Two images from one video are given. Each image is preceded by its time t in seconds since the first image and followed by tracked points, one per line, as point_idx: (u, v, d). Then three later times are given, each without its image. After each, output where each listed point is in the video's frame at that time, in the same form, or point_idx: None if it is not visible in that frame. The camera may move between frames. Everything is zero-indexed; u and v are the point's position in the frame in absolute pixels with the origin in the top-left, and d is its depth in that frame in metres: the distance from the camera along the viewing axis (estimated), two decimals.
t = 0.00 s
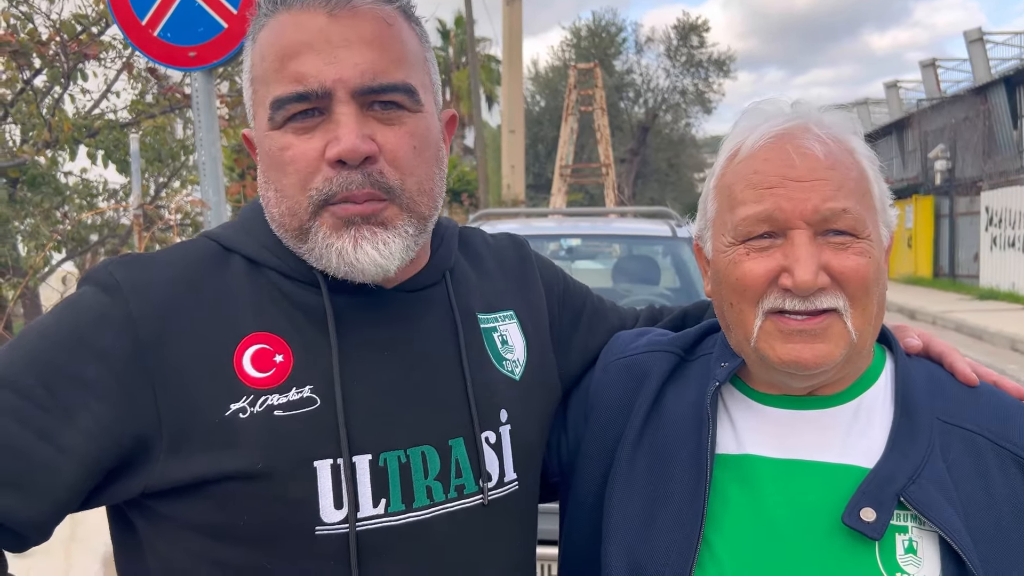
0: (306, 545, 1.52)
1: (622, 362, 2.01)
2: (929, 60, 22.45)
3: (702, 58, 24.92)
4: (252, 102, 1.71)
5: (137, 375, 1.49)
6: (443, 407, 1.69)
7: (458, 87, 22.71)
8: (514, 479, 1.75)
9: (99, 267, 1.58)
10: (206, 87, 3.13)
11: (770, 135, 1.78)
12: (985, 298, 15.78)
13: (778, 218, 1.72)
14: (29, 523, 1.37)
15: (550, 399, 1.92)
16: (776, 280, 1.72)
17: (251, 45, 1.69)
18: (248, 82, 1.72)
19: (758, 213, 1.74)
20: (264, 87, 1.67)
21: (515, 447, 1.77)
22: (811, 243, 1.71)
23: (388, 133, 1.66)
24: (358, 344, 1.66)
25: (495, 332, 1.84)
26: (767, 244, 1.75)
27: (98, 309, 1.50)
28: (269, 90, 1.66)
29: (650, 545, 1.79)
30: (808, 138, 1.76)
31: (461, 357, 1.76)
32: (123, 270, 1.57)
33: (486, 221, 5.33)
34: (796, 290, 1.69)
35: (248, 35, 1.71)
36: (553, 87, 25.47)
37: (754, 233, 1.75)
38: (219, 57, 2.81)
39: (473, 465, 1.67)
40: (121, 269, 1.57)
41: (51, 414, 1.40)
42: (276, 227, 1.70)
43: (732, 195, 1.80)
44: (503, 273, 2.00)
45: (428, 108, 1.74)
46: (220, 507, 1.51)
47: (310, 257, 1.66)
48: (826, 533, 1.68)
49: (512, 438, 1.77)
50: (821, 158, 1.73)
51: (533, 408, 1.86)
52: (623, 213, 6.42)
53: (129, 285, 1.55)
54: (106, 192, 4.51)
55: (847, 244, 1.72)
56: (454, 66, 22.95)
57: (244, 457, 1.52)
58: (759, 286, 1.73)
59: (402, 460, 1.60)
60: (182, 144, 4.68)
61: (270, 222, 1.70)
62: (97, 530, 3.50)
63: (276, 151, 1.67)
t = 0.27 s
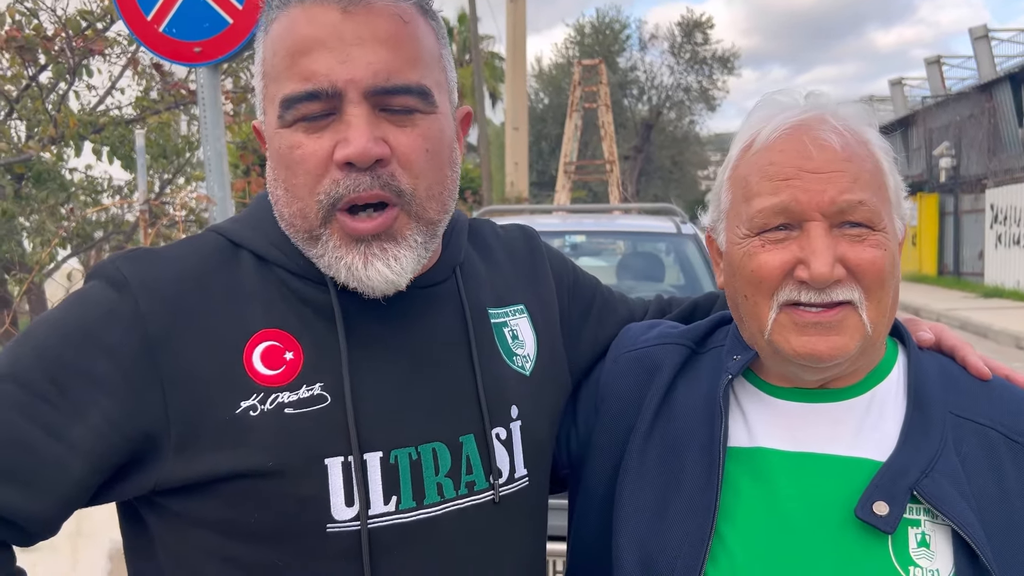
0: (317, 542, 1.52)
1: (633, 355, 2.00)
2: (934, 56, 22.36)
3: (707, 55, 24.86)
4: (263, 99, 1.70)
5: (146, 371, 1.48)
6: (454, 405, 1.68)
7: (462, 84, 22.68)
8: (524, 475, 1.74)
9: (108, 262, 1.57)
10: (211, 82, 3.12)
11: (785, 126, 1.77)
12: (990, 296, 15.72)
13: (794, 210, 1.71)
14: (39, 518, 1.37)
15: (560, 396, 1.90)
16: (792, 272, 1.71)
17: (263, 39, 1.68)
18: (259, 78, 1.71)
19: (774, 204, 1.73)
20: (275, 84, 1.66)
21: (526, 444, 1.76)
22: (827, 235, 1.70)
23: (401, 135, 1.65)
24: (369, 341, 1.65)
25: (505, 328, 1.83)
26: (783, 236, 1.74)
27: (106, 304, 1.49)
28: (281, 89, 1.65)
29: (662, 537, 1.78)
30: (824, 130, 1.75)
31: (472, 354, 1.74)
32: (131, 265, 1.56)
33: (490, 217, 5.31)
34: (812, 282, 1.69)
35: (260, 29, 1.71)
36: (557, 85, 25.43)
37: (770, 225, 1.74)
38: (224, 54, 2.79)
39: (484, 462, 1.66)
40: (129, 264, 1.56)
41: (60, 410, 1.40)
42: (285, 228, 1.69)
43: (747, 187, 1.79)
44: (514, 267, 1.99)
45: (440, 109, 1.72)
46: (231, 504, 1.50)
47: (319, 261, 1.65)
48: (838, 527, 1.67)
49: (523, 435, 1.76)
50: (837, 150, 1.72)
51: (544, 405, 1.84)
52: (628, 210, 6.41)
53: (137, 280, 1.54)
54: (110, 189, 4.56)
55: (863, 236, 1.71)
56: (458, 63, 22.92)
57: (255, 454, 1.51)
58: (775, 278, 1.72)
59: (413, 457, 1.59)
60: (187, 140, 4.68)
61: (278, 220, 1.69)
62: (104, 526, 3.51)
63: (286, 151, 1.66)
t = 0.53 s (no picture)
0: (325, 541, 1.52)
1: (640, 351, 2.00)
2: (938, 54, 22.31)
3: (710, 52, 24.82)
4: (269, 96, 1.69)
5: (154, 370, 1.48)
6: (461, 403, 1.67)
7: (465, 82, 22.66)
8: (532, 474, 1.74)
9: (116, 260, 1.57)
10: (215, 80, 3.12)
11: (793, 121, 1.76)
12: (994, 293, 15.69)
13: (798, 201, 1.71)
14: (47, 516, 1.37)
15: (567, 394, 1.90)
16: (795, 264, 1.71)
17: (268, 36, 1.68)
18: (265, 74, 1.71)
19: (779, 195, 1.73)
20: (282, 81, 1.65)
21: (533, 443, 1.76)
22: (831, 228, 1.70)
23: (410, 130, 1.65)
24: (377, 340, 1.65)
25: (512, 326, 1.83)
26: (788, 229, 1.73)
27: (114, 303, 1.49)
28: (287, 86, 1.64)
29: (669, 533, 1.78)
30: (833, 123, 1.74)
31: (479, 352, 1.74)
32: (138, 264, 1.56)
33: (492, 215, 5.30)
34: (814, 274, 1.68)
35: (265, 25, 1.70)
36: (560, 82, 25.41)
37: (773, 216, 1.74)
38: (228, 51, 2.81)
39: (492, 460, 1.66)
40: (137, 263, 1.56)
41: (69, 410, 1.40)
42: (293, 224, 1.69)
43: (754, 179, 1.78)
44: (520, 265, 1.99)
45: (449, 104, 1.72)
46: (240, 503, 1.50)
47: (328, 256, 1.65)
48: (846, 524, 1.67)
49: (531, 434, 1.76)
50: (844, 144, 1.71)
51: (551, 403, 1.84)
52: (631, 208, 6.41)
53: (146, 279, 1.53)
54: (114, 186, 4.56)
55: (868, 230, 1.71)
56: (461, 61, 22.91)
57: (263, 452, 1.51)
58: (779, 270, 1.72)
59: (421, 456, 1.59)
60: (190, 138, 4.68)
61: (287, 217, 1.69)
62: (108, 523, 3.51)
63: (294, 148, 1.65)
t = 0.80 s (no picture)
0: (321, 540, 1.52)
1: (636, 350, 2.00)
2: (940, 51, 22.27)
3: (712, 50, 24.80)
4: (257, 100, 1.68)
5: (149, 370, 1.48)
6: (457, 402, 1.67)
7: (466, 81, 22.66)
8: (528, 472, 1.74)
9: (111, 261, 1.57)
10: (215, 79, 3.11)
11: (780, 117, 1.78)
12: (998, 291, 15.65)
13: (780, 184, 1.72)
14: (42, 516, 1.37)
15: (564, 393, 1.90)
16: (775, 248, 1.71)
17: (251, 41, 1.67)
18: (250, 81, 1.70)
19: (763, 179, 1.74)
20: (270, 86, 1.64)
21: (530, 442, 1.76)
22: (812, 211, 1.70)
23: (401, 122, 1.65)
24: (372, 339, 1.65)
25: (508, 325, 1.83)
26: (770, 213, 1.74)
27: (109, 304, 1.49)
28: (276, 89, 1.64)
29: (665, 531, 1.77)
30: (820, 115, 1.75)
31: (475, 351, 1.74)
32: (133, 264, 1.56)
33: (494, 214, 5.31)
34: (790, 255, 1.68)
35: (247, 30, 1.69)
36: (562, 81, 25.41)
37: (757, 201, 1.75)
38: (227, 51, 2.82)
39: (488, 459, 1.66)
40: (133, 264, 1.56)
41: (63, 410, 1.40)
42: (290, 225, 1.68)
43: (742, 165, 1.81)
44: (516, 264, 1.98)
45: (434, 92, 1.72)
46: (236, 502, 1.50)
47: (330, 253, 1.64)
48: (842, 520, 1.66)
49: (527, 433, 1.75)
50: (829, 132, 1.72)
51: (548, 402, 1.84)
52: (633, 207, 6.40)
53: (141, 279, 1.53)
54: (116, 187, 4.57)
55: (850, 217, 1.70)
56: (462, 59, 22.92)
57: (258, 452, 1.51)
58: (760, 253, 1.72)
59: (417, 454, 1.59)
60: (191, 138, 4.69)
61: (283, 219, 1.68)
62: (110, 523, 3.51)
63: (290, 151, 1.65)
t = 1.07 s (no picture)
0: (317, 545, 1.52)
1: (634, 351, 2.00)
2: (941, 49, 22.24)
3: (712, 49, 24.80)
4: (261, 99, 1.69)
5: (145, 376, 1.49)
6: (453, 407, 1.67)
7: (466, 81, 22.68)
8: (525, 476, 1.74)
9: (108, 267, 1.57)
10: (215, 81, 3.11)
11: (766, 117, 1.78)
12: (999, 289, 15.64)
13: (762, 188, 1.73)
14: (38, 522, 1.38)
15: (561, 396, 1.90)
16: (756, 251, 1.72)
17: (259, 39, 1.67)
18: (256, 77, 1.70)
19: (747, 183, 1.76)
20: (275, 89, 1.65)
21: (526, 446, 1.76)
22: (792, 215, 1.71)
23: (403, 134, 1.65)
24: (368, 344, 1.65)
25: (505, 328, 1.83)
26: (755, 217, 1.75)
27: (105, 310, 1.50)
28: (281, 90, 1.64)
29: (663, 531, 1.78)
30: (804, 117, 1.75)
31: (471, 355, 1.74)
32: (129, 270, 1.56)
33: (494, 214, 5.31)
34: (770, 258, 1.69)
35: (256, 27, 1.69)
36: (562, 81, 25.42)
37: (741, 205, 1.77)
38: (227, 53, 2.79)
39: (484, 463, 1.66)
40: (129, 270, 1.56)
41: (60, 417, 1.40)
42: (286, 227, 1.69)
43: (731, 169, 1.82)
44: (513, 267, 1.98)
45: (440, 105, 1.72)
46: (232, 507, 1.51)
47: (320, 260, 1.65)
48: (841, 520, 1.66)
49: (524, 436, 1.76)
50: (810, 135, 1.72)
51: (545, 406, 1.84)
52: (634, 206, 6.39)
53: (137, 285, 1.54)
54: (117, 188, 4.61)
55: (833, 220, 1.70)
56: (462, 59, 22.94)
57: (254, 457, 1.51)
58: (743, 257, 1.74)
59: (413, 459, 1.59)
60: (191, 139, 4.69)
61: (279, 220, 1.70)
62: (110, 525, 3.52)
63: (289, 153, 1.66)
